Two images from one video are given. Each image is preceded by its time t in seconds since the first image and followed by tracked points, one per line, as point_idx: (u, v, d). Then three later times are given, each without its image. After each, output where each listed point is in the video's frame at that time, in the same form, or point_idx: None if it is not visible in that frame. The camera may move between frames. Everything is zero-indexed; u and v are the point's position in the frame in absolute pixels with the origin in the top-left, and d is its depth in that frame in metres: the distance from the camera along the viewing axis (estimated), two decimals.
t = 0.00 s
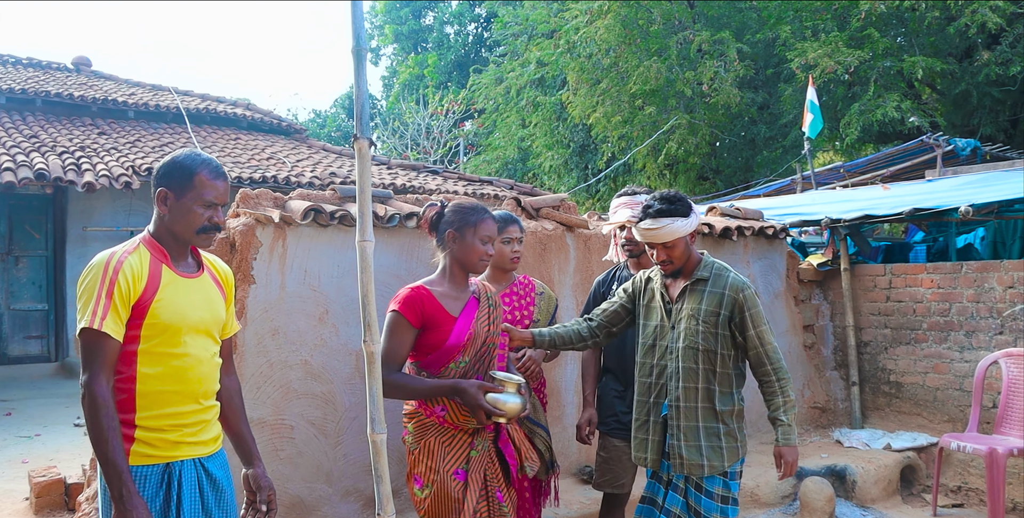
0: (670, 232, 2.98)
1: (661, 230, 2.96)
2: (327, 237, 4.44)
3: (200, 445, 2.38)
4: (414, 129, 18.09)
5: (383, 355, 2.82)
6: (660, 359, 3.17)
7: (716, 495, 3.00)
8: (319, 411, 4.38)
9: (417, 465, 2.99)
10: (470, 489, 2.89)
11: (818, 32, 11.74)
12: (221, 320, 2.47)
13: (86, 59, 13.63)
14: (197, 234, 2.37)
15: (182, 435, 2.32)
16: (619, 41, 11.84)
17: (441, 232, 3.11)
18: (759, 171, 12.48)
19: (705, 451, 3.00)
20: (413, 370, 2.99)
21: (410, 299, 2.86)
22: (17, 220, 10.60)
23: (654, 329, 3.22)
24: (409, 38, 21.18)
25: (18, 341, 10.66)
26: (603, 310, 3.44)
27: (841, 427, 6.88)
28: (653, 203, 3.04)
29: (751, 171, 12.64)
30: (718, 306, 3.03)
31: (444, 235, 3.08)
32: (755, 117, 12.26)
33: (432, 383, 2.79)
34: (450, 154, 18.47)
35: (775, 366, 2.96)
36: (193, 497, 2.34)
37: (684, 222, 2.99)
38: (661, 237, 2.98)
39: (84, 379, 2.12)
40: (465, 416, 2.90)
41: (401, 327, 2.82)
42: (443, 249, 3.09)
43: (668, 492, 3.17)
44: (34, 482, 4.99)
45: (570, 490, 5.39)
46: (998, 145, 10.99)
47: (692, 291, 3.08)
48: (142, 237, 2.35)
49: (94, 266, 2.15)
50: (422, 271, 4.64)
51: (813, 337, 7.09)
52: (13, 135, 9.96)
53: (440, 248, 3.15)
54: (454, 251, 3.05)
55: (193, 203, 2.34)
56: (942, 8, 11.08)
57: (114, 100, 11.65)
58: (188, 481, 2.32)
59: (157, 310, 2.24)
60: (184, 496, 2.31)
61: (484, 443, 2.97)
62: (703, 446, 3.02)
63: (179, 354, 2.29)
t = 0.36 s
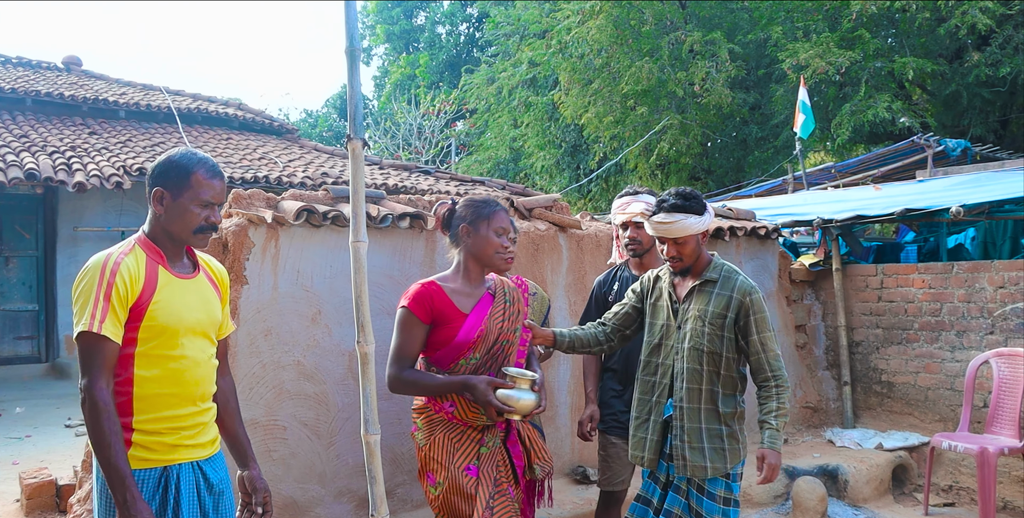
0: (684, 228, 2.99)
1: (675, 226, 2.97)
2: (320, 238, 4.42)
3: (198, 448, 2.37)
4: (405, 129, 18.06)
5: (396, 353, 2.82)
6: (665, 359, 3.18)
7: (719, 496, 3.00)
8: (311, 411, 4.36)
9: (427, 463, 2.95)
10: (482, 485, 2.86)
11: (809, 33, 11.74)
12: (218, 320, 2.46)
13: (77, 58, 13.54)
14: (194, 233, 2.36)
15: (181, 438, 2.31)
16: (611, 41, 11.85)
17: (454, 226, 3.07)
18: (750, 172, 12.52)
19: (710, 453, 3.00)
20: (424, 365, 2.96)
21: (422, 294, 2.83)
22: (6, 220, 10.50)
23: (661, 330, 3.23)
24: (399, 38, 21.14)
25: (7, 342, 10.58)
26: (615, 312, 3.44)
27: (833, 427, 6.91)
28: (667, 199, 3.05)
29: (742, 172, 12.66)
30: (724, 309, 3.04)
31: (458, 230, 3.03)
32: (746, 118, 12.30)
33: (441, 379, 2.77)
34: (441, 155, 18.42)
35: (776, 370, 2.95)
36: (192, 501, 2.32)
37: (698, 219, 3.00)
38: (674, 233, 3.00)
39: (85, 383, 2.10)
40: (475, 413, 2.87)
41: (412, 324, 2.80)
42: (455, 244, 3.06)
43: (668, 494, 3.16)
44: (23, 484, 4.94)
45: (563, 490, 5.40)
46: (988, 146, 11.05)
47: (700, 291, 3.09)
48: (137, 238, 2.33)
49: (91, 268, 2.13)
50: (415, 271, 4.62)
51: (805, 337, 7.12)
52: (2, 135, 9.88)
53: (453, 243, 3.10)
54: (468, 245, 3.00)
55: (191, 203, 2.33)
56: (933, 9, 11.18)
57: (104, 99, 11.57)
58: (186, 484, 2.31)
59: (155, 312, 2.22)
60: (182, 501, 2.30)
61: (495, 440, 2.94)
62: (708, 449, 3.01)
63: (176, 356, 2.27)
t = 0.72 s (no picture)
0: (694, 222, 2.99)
1: (687, 220, 2.97)
2: (311, 238, 4.39)
3: (201, 454, 2.34)
4: (396, 129, 18.03)
5: (409, 351, 2.82)
6: (670, 359, 3.16)
7: (724, 496, 3.01)
8: (303, 412, 4.34)
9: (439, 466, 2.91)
10: (495, 489, 2.80)
11: (800, 34, 11.76)
12: (219, 321, 2.43)
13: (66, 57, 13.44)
14: (196, 234, 2.34)
15: (183, 443, 2.28)
16: (602, 42, 11.87)
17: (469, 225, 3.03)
18: (740, 172, 12.55)
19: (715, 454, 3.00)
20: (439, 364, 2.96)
21: (437, 293, 2.82)
22: None
23: (667, 330, 3.21)
24: (390, 38, 21.10)
25: None
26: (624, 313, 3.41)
27: (824, 427, 6.94)
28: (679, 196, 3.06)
29: (733, 172, 12.68)
30: (733, 311, 3.03)
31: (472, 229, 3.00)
32: (736, 118, 12.33)
33: (451, 377, 2.75)
34: (432, 155, 18.39)
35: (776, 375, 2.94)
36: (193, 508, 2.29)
37: (711, 216, 3.01)
38: (684, 228, 3.01)
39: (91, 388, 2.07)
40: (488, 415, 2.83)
41: (426, 322, 2.80)
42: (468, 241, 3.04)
43: (670, 495, 3.15)
44: (13, 486, 4.90)
45: (555, 490, 5.39)
46: (977, 146, 11.11)
47: (709, 292, 3.08)
48: (137, 239, 2.30)
49: (94, 271, 2.10)
50: (406, 271, 4.59)
51: (796, 338, 7.15)
52: None
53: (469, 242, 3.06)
54: (482, 244, 2.98)
55: (193, 203, 2.31)
56: (923, 10, 11.23)
57: (94, 99, 11.50)
58: (187, 491, 2.28)
59: (159, 316, 2.20)
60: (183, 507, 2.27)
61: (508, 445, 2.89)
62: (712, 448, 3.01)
63: (179, 360, 2.25)
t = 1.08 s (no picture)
0: (702, 216, 3.03)
1: (693, 212, 3.01)
2: (305, 239, 4.39)
3: (207, 460, 2.31)
4: (389, 129, 17.99)
5: (421, 356, 2.64)
6: (673, 357, 3.16)
7: (725, 495, 3.02)
8: (297, 412, 4.32)
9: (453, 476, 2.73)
10: (512, 501, 2.63)
11: (792, 34, 11.79)
12: (224, 325, 2.41)
13: (58, 57, 13.38)
14: (207, 237, 2.32)
15: (190, 450, 2.25)
16: (595, 42, 11.90)
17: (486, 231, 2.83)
18: (733, 173, 12.57)
19: (717, 453, 3.01)
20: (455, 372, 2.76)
21: (452, 297, 2.64)
22: None
23: (668, 328, 3.21)
24: (383, 37, 21.07)
25: None
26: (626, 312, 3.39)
27: (816, 427, 6.96)
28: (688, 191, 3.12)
29: (725, 172, 12.69)
30: (734, 309, 3.03)
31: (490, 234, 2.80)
32: (729, 118, 12.35)
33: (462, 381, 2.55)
34: (424, 155, 18.36)
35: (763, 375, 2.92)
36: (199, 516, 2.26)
37: (717, 211, 3.06)
38: (690, 222, 3.05)
39: (108, 394, 2.03)
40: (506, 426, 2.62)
41: (439, 327, 2.61)
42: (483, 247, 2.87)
43: (672, 496, 3.14)
44: (5, 487, 4.86)
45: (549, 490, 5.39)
46: (969, 146, 11.16)
47: (710, 290, 3.08)
48: (143, 243, 2.27)
49: (109, 276, 2.06)
50: (400, 271, 4.58)
51: (789, 338, 7.17)
52: None
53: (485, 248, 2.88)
54: (499, 249, 2.78)
55: (203, 205, 2.29)
56: (914, 11, 11.27)
57: (85, 98, 11.43)
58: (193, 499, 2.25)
59: (171, 320, 2.17)
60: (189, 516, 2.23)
61: (527, 455, 2.72)
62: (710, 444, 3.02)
63: (188, 365, 2.22)
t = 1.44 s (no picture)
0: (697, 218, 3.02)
1: (692, 212, 3.01)
2: (297, 239, 4.37)
3: (226, 469, 2.26)
4: (380, 129, 17.95)
5: (437, 371, 2.46)
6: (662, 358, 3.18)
7: (721, 497, 3.01)
8: (289, 413, 4.30)
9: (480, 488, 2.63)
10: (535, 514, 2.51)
11: (783, 35, 11.82)
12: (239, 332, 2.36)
13: (48, 56, 13.28)
14: (227, 241, 2.27)
15: (209, 461, 2.20)
16: (587, 42, 11.91)
17: (507, 241, 2.62)
18: (725, 173, 12.59)
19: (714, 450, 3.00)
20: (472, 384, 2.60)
21: (470, 309, 2.46)
22: None
23: (659, 330, 3.22)
24: (374, 37, 21.01)
25: None
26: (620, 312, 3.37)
27: (807, 426, 6.97)
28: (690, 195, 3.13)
29: (717, 173, 12.69)
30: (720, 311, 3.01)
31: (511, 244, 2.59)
32: (721, 119, 12.35)
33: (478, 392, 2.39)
34: (416, 155, 18.30)
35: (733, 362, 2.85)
36: None
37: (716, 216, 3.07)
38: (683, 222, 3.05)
39: (137, 402, 1.97)
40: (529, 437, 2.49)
41: (456, 341, 2.43)
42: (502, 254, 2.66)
43: (672, 500, 3.13)
44: None
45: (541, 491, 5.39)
46: (958, 147, 11.23)
47: (698, 293, 3.08)
48: (158, 248, 2.21)
49: (133, 281, 2.00)
50: (392, 271, 4.56)
51: (780, 338, 7.19)
52: None
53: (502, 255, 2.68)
54: (521, 260, 2.58)
55: (224, 208, 2.24)
56: (905, 12, 11.31)
57: (76, 98, 11.34)
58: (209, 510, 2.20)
59: (192, 326, 2.11)
60: None
61: (549, 465, 2.59)
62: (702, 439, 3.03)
63: (208, 373, 2.17)
